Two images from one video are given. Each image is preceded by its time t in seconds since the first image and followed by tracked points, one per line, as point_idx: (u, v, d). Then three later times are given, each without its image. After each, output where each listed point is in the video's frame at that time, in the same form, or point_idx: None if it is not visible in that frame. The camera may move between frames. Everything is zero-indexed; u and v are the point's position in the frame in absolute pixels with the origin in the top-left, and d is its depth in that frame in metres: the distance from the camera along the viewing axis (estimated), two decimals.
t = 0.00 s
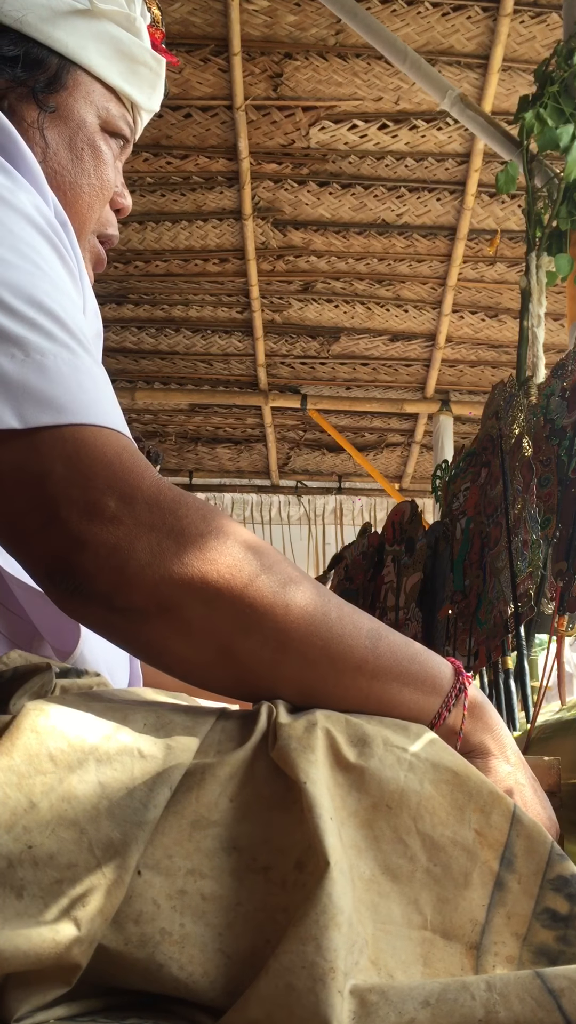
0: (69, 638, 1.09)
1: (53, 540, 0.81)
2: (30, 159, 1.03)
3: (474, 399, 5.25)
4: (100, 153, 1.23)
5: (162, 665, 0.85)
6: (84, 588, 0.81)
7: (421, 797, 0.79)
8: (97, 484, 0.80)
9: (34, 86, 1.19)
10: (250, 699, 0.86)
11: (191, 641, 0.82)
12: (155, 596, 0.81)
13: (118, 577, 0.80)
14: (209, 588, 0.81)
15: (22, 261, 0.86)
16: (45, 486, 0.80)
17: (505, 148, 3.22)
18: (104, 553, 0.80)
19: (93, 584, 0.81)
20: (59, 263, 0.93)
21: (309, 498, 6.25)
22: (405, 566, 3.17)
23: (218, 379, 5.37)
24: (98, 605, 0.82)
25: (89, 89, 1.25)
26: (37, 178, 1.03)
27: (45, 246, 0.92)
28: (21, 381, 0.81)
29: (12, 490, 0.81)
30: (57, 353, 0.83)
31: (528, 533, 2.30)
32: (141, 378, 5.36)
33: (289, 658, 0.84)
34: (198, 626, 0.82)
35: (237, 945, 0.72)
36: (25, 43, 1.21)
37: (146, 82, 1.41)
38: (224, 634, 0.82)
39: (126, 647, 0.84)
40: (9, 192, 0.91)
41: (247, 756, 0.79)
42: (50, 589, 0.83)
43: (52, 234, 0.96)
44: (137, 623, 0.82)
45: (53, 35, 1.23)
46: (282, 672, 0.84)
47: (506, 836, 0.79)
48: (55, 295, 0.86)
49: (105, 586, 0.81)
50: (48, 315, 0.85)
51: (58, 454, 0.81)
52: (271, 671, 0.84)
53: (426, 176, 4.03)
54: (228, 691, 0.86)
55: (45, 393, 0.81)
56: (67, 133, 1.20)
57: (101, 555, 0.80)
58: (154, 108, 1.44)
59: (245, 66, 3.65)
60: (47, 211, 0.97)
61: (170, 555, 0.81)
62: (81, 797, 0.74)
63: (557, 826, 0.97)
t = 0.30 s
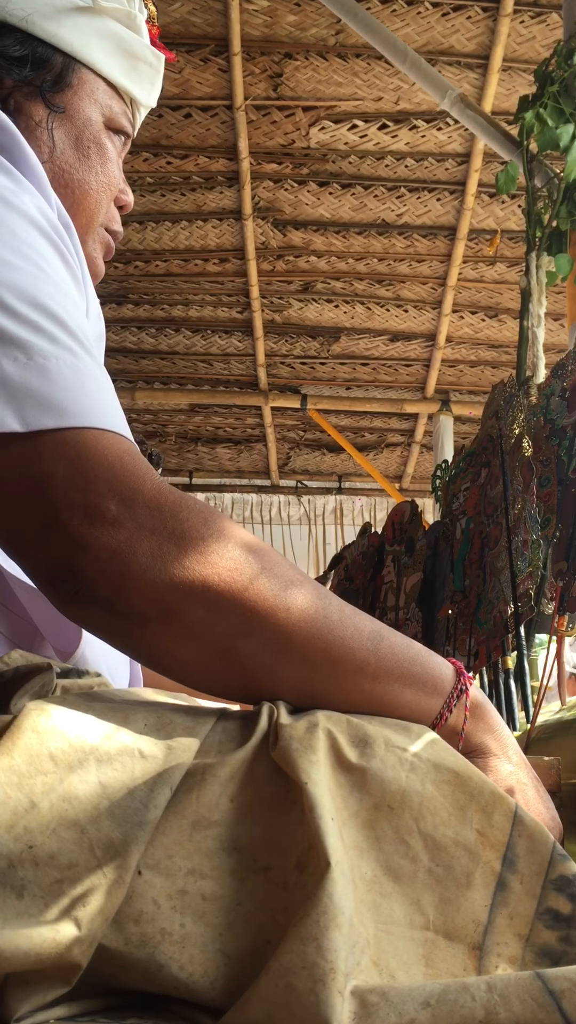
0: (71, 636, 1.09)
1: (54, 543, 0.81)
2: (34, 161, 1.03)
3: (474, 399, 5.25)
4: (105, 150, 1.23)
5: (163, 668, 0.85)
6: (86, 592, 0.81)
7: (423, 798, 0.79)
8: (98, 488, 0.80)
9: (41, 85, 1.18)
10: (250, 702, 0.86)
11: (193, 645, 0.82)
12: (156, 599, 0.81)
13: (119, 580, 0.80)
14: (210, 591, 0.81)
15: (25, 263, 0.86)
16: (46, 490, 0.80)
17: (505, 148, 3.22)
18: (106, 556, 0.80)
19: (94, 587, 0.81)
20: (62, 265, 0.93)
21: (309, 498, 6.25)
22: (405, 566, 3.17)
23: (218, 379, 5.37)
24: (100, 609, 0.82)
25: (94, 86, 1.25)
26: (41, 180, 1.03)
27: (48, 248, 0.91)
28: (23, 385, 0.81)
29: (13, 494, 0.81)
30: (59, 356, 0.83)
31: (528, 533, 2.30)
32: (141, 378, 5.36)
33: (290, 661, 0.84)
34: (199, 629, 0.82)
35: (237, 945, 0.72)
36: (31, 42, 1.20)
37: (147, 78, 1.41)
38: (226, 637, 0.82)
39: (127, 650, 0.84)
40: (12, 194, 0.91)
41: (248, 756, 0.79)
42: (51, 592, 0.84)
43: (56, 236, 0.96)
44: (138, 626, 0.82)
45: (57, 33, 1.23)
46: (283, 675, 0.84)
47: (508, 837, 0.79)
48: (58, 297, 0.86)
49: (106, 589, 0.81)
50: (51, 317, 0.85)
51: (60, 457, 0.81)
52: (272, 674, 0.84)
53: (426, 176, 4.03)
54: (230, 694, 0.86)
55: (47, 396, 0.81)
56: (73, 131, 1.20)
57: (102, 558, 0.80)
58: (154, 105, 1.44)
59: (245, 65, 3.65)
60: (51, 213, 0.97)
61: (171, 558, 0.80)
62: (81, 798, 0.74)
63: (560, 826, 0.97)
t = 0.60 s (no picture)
0: (69, 635, 1.09)
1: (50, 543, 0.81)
2: (30, 161, 1.03)
3: (474, 399, 5.25)
4: (100, 146, 1.23)
5: (160, 669, 0.85)
6: (82, 592, 0.81)
7: (422, 797, 0.79)
8: (94, 487, 0.80)
9: (34, 81, 1.18)
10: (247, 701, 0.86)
11: (189, 644, 0.82)
12: (153, 599, 0.81)
13: (115, 580, 0.80)
14: (207, 591, 0.81)
15: (21, 263, 0.86)
16: (42, 490, 0.80)
17: (505, 148, 3.22)
18: (102, 556, 0.80)
19: (90, 587, 0.81)
20: (58, 264, 0.93)
21: (309, 498, 6.24)
22: (404, 566, 3.17)
23: (218, 379, 5.38)
24: (97, 609, 0.82)
25: (87, 82, 1.25)
26: (37, 180, 1.03)
27: (44, 247, 0.91)
28: (20, 386, 0.81)
29: (10, 494, 0.81)
30: (55, 356, 0.83)
31: (528, 533, 2.29)
32: (141, 378, 5.36)
33: (287, 660, 0.84)
34: (196, 629, 0.82)
35: (236, 944, 0.72)
36: (22, 39, 1.20)
37: (140, 73, 1.40)
38: (223, 635, 0.82)
39: (124, 650, 0.84)
40: (7, 193, 0.91)
41: (247, 755, 0.79)
42: (47, 593, 0.83)
43: (52, 235, 0.96)
44: (135, 626, 0.82)
45: (49, 30, 1.22)
46: (280, 674, 0.84)
47: (508, 834, 0.79)
48: (53, 297, 0.86)
49: (102, 589, 0.81)
50: (47, 317, 0.85)
51: (56, 457, 0.81)
52: (269, 674, 0.84)
53: (426, 176, 4.03)
54: (227, 694, 0.86)
55: (43, 396, 0.81)
56: (68, 127, 1.20)
57: (98, 558, 0.80)
58: (146, 100, 1.44)
59: (245, 66, 3.65)
60: (46, 212, 0.97)
61: (167, 557, 0.81)
62: (80, 797, 0.74)
63: (561, 821, 0.98)
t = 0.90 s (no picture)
0: (69, 636, 1.09)
1: (51, 543, 0.81)
2: (28, 160, 1.03)
3: (474, 399, 5.25)
4: (96, 142, 1.23)
5: (160, 669, 0.85)
6: (83, 593, 0.81)
7: (422, 796, 0.79)
8: (95, 488, 0.80)
9: (29, 78, 1.18)
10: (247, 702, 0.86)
11: (190, 644, 0.82)
12: (153, 600, 0.81)
13: (116, 580, 0.80)
14: (208, 591, 0.81)
15: (22, 263, 0.86)
16: (43, 490, 0.80)
17: (505, 148, 3.22)
18: (102, 556, 0.80)
19: (91, 587, 0.81)
20: (59, 264, 0.93)
21: (309, 498, 6.24)
22: (405, 566, 3.17)
23: (218, 379, 5.38)
24: (97, 610, 0.82)
25: (81, 79, 1.25)
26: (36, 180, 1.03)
27: (44, 247, 0.91)
28: (21, 386, 0.81)
29: (10, 494, 0.81)
30: (56, 356, 0.83)
31: (528, 533, 2.29)
32: (141, 378, 5.36)
33: (287, 661, 0.84)
34: (196, 629, 0.82)
35: (237, 944, 0.72)
36: (17, 35, 1.20)
37: (136, 70, 1.40)
38: (223, 636, 0.82)
39: (125, 651, 0.84)
40: (7, 193, 0.91)
41: (247, 755, 0.79)
42: (48, 593, 0.84)
43: (52, 235, 0.96)
44: (135, 626, 0.82)
45: (44, 26, 1.22)
46: (281, 675, 0.84)
47: (508, 834, 0.79)
48: (54, 297, 0.86)
49: (103, 590, 0.81)
50: (48, 318, 0.85)
51: (57, 457, 0.81)
52: (270, 674, 0.84)
53: (426, 176, 4.03)
54: (228, 694, 0.86)
55: (44, 396, 0.81)
56: (63, 124, 1.20)
57: (100, 559, 0.80)
58: (144, 96, 1.44)
59: (245, 66, 3.65)
60: (46, 212, 0.97)
61: (168, 557, 0.81)
62: (81, 797, 0.74)
63: (561, 819, 0.98)
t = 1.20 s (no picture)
0: (68, 636, 1.09)
1: (49, 544, 0.81)
2: (24, 160, 1.03)
3: (474, 399, 5.25)
4: (91, 140, 1.23)
5: (159, 669, 0.85)
6: (81, 594, 0.81)
7: (422, 795, 0.79)
8: (92, 488, 0.80)
9: (24, 76, 1.18)
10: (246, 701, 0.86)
11: (189, 645, 0.82)
12: (151, 600, 0.81)
13: (114, 580, 0.80)
14: (205, 591, 0.81)
15: (18, 264, 0.86)
16: (40, 490, 0.80)
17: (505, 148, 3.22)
18: (100, 556, 0.80)
19: (89, 588, 0.81)
20: (54, 264, 0.93)
21: (309, 498, 6.28)
22: (404, 566, 3.17)
23: (218, 379, 5.38)
24: (95, 610, 0.82)
25: (77, 77, 1.25)
26: (31, 178, 1.03)
27: (39, 248, 0.91)
28: (17, 386, 0.81)
29: (8, 495, 0.81)
30: (52, 356, 0.83)
31: (528, 533, 2.29)
32: (141, 377, 5.36)
33: (286, 661, 0.84)
34: (194, 629, 0.82)
35: (237, 943, 0.72)
36: (12, 34, 1.19)
37: (132, 68, 1.40)
38: (221, 636, 0.82)
39: (123, 651, 0.84)
40: (2, 193, 0.91)
41: (246, 755, 0.79)
42: (46, 593, 0.84)
43: (48, 235, 0.96)
44: (133, 626, 0.82)
45: (39, 24, 1.22)
46: (279, 675, 0.84)
47: (508, 832, 0.79)
48: (49, 297, 0.86)
49: (101, 590, 0.81)
50: (44, 318, 0.85)
51: (54, 457, 0.81)
52: (268, 674, 0.84)
53: (426, 176, 4.03)
54: (227, 694, 0.86)
55: (40, 396, 0.81)
56: (59, 121, 1.20)
57: (97, 559, 0.80)
58: (140, 94, 1.44)
59: (245, 66, 3.65)
60: (41, 211, 0.97)
61: (165, 557, 0.81)
62: (80, 797, 0.74)
63: (561, 818, 0.98)
